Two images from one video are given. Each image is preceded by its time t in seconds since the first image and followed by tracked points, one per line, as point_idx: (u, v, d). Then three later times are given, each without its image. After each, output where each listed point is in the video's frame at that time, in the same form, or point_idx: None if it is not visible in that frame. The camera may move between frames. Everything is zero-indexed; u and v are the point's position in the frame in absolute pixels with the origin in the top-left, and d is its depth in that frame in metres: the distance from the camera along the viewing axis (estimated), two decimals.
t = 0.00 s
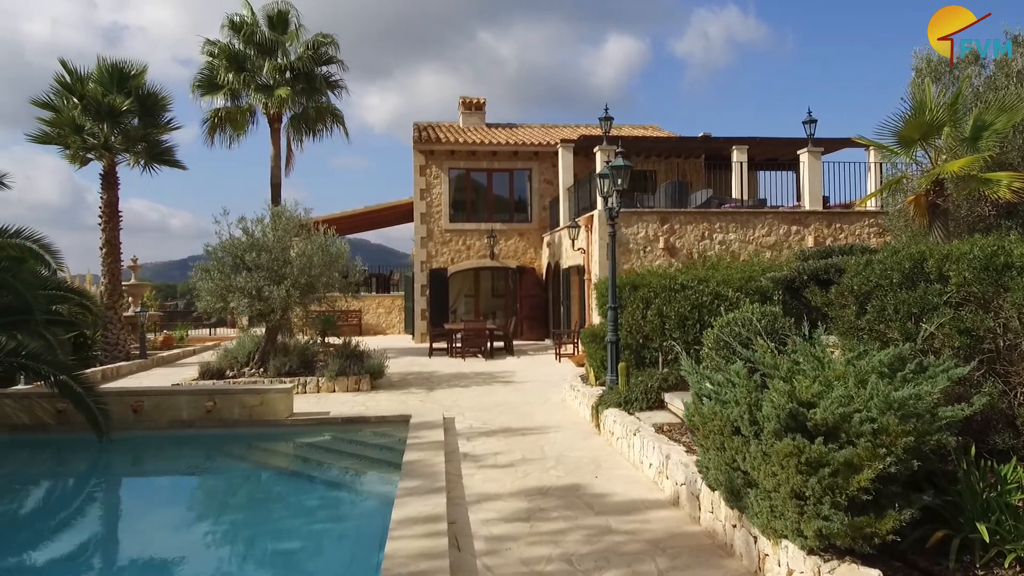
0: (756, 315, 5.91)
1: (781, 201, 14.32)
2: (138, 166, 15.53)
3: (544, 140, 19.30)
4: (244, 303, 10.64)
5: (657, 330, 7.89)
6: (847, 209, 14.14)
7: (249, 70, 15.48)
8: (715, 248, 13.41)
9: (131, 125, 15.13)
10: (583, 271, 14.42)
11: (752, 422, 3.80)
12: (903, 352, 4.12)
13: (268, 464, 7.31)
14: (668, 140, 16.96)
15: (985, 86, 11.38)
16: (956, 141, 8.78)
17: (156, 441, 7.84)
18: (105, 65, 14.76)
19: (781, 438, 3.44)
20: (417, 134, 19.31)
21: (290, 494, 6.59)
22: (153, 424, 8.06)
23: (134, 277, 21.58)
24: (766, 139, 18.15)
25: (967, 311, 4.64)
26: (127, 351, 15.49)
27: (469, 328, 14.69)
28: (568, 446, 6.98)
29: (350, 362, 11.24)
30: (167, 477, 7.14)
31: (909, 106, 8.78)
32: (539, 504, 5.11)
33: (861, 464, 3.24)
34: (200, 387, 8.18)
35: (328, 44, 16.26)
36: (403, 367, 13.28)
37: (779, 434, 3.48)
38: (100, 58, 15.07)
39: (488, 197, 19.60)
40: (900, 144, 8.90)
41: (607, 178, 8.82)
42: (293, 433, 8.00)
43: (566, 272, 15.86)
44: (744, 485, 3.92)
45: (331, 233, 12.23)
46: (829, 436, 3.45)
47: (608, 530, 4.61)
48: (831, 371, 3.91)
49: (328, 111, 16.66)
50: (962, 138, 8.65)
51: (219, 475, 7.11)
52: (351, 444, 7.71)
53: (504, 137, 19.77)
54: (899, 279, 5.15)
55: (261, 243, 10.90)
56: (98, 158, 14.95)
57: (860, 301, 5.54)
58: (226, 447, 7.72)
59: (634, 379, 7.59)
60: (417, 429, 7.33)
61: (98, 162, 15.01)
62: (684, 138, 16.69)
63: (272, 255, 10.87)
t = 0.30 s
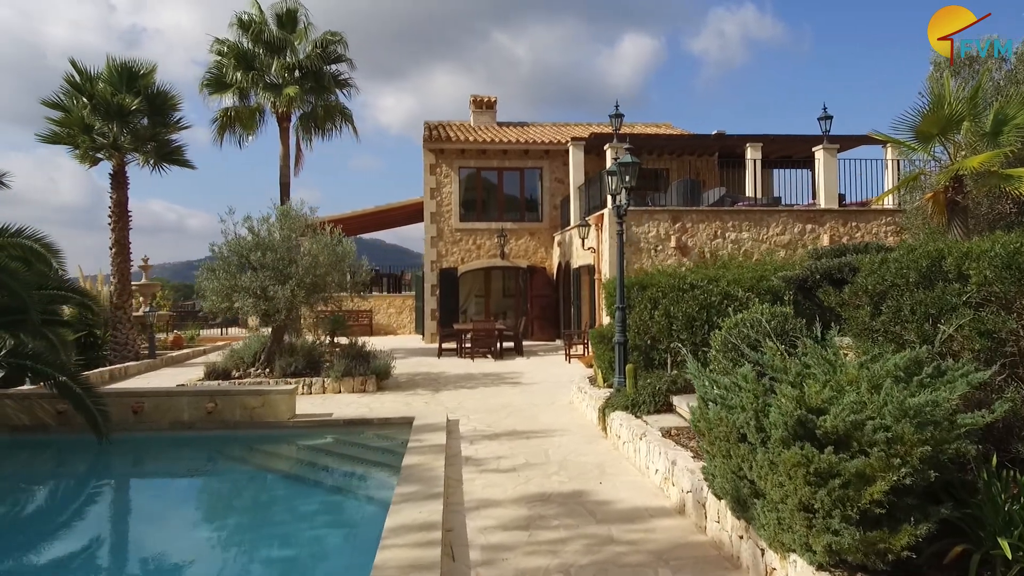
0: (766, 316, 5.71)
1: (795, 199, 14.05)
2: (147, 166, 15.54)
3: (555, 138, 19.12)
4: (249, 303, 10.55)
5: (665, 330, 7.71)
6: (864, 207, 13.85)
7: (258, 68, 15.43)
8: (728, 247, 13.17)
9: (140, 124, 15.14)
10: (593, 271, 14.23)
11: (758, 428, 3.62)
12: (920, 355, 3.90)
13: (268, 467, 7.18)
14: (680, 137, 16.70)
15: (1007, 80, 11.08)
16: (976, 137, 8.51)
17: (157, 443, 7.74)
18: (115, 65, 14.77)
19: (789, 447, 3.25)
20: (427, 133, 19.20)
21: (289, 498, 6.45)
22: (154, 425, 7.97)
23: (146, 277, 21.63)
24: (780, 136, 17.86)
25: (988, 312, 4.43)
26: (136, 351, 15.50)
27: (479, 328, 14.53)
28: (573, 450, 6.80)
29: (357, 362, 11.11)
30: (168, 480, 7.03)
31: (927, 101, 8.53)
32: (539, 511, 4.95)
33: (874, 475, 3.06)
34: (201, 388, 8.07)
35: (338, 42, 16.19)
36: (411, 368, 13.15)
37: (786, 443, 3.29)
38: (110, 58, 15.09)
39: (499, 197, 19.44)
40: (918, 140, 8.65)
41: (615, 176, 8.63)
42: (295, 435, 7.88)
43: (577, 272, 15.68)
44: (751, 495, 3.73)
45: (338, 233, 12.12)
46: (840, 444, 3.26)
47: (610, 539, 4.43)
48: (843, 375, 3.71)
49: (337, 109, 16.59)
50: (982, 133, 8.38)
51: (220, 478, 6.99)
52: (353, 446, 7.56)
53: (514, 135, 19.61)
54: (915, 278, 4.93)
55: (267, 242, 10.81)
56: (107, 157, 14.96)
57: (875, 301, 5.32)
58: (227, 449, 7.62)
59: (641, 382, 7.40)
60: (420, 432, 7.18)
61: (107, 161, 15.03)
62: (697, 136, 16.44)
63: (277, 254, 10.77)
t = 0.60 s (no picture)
0: (779, 313, 5.49)
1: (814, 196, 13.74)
2: (160, 165, 15.58)
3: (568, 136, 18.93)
4: (257, 302, 10.47)
5: (676, 329, 7.52)
6: (884, 204, 13.54)
7: (268, 67, 15.41)
8: (744, 245, 12.91)
9: (152, 124, 15.18)
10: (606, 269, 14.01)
11: (770, 431, 3.42)
12: (943, 353, 3.67)
13: (273, 467, 7.05)
14: (695, 134, 16.44)
15: None
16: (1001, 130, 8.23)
17: (161, 442, 7.66)
18: (126, 64, 14.83)
19: (802, 451, 3.05)
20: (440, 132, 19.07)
21: (291, 499, 6.30)
22: (158, 424, 7.87)
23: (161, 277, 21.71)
24: (798, 133, 17.52)
25: (1016, 308, 4.27)
26: (149, 350, 15.53)
27: (490, 328, 14.36)
28: (581, 452, 6.61)
29: (366, 361, 10.97)
30: (171, 480, 6.92)
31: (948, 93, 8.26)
32: (543, 516, 4.77)
33: (893, 482, 2.86)
34: (205, 387, 7.97)
35: (348, 40, 16.11)
36: (421, 368, 13.02)
37: (800, 447, 3.09)
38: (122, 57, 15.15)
39: (512, 195, 19.27)
40: (940, 133, 8.37)
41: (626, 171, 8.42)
42: (300, 435, 7.75)
43: (590, 271, 15.47)
44: (762, 502, 3.53)
45: (347, 231, 12.03)
46: (857, 450, 3.05)
47: (615, 546, 4.24)
48: (860, 375, 3.49)
49: (348, 108, 16.51)
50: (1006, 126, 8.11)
51: (223, 479, 6.86)
52: (358, 447, 7.41)
53: (528, 133, 19.44)
54: (938, 274, 4.75)
55: (275, 240, 10.71)
56: (120, 157, 15.00)
57: (894, 297, 5.14)
58: (232, 449, 7.50)
59: (653, 382, 7.19)
60: (425, 432, 7.02)
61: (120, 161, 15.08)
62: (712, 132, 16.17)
63: (285, 252, 10.67)
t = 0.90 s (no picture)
0: (820, 314, 5.23)
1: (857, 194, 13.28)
2: (198, 168, 15.82)
3: (603, 135, 18.69)
4: (289, 303, 10.48)
5: (712, 331, 7.25)
6: (932, 202, 13.01)
7: (303, 69, 15.53)
8: (784, 245, 12.51)
9: (190, 127, 15.44)
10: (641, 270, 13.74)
11: (809, 441, 3.19)
12: (1000, 357, 3.40)
13: (301, 469, 6.97)
14: (733, 132, 16.05)
15: None
16: None
17: (191, 443, 7.66)
18: (165, 69, 15.11)
19: (844, 463, 2.81)
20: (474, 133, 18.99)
21: (319, 502, 6.21)
22: (190, 424, 7.88)
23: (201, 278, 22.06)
24: (842, 129, 16.99)
25: None
26: (188, 350, 15.76)
27: (524, 329, 14.19)
28: (613, 458, 6.40)
29: (397, 363, 10.88)
30: (202, 481, 6.90)
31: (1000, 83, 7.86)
32: (570, 525, 4.58)
33: (946, 498, 2.62)
34: (235, 388, 7.96)
35: (381, 42, 16.14)
36: (454, 370, 12.92)
37: (842, 458, 2.86)
38: (161, 62, 15.44)
39: (546, 196, 19.09)
40: (991, 126, 7.96)
41: (659, 168, 8.19)
42: (329, 437, 7.68)
43: (625, 271, 15.19)
44: (801, 516, 3.30)
45: (380, 232, 12.00)
46: (905, 462, 2.80)
47: (645, 559, 4.04)
48: (909, 380, 3.25)
49: (382, 109, 16.54)
50: None
51: (252, 480, 6.81)
52: (386, 449, 7.29)
53: (562, 133, 19.24)
54: (993, 271, 4.66)
55: (306, 241, 10.72)
56: (159, 160, 15.27)
57: (945, 297, 5.00)
58: (261, 451, 7.46)
59: (688, 386, 6.94)
60: (452, 435, 6.88)
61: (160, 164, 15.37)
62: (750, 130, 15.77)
63: (316, 253, 10.66)
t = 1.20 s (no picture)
0: (860, 320, 4.92)
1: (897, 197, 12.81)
2: (228, 175, 15.94)
3: (634, 139, 18.42)
4: (313, 308, 10.40)
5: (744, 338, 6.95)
6: (977, 204, 12.49)
7: (331, 76, 15.54)
8: (821, 249, 12.09)
9: (220, 134, 15.56)
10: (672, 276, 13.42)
11: (849, 459, 2.92)
12: None
13: (321, 479, 6.82)
14: (767, 134, 15.66)
15: None
16: None
17: (212, 450, 7.58)
18: (196, 77, 15.27)
19: (889, 485, 2.55)
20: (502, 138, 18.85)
21: (336, 514, 6.04)
22: (211, 431, 7.81)
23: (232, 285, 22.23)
24: (880, 130, 16.48)
25: None
26: (217, 356, 15.82)
27: (551, 336, 13.95)
28: (640, 470, 6.14)
29: (421, 370, 10.72)
30: (221, 489, 6.79)
31: None
32: (592, 543, 4.34)
33: (1006, 526, 2.35)
34: (256, 394, 7.86)
35: (409, 47, 16.10)
36: (480, 377, 12.74)
37: (887, 479, 2.60)
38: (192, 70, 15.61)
39: (575, 201, 18.85)
40: None
41: (690, 169, 7.91)
42: (348, 445, 7.52)
43: (655, 277, 14.87)
44: (841, 541, 3.03)
45: (406, 237, 11.89)
46: (959, 485, 2.52)
47: None
48: (961, 394, 2.97)
49: (409, 115, 16.48)
50: None
51: (272, 490, 6.67)
52: (406, 459, 7.10)
53: (592, 137, 19.01)
54: None
55: (331, 246, 10.64)
56: (190, 166, 15.41)
57: (999, 303, 4.71)
58: (281, 459, 7.34)
59: (720, 396, 6.65)
60: (474, 445, 6.68)
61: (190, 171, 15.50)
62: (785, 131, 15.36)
63: (341, 258, 10.57)
